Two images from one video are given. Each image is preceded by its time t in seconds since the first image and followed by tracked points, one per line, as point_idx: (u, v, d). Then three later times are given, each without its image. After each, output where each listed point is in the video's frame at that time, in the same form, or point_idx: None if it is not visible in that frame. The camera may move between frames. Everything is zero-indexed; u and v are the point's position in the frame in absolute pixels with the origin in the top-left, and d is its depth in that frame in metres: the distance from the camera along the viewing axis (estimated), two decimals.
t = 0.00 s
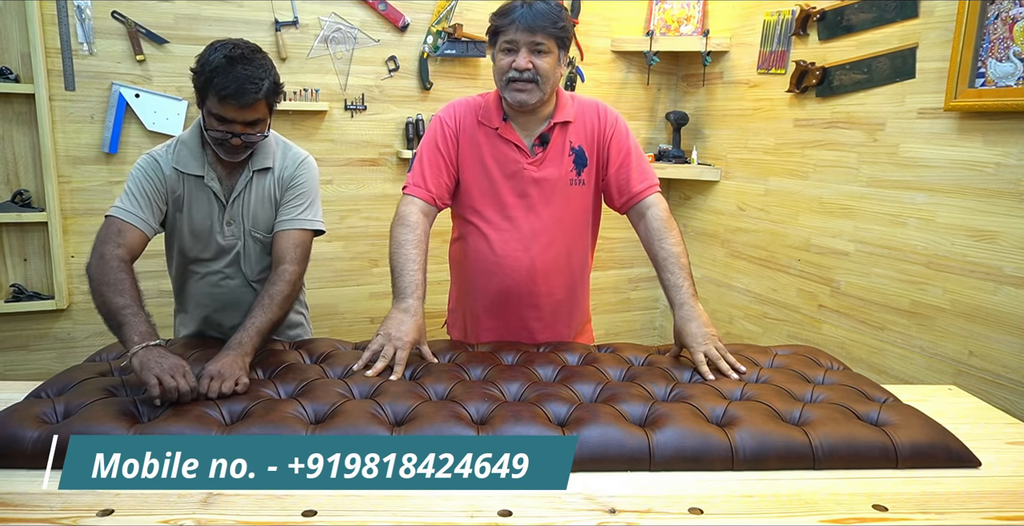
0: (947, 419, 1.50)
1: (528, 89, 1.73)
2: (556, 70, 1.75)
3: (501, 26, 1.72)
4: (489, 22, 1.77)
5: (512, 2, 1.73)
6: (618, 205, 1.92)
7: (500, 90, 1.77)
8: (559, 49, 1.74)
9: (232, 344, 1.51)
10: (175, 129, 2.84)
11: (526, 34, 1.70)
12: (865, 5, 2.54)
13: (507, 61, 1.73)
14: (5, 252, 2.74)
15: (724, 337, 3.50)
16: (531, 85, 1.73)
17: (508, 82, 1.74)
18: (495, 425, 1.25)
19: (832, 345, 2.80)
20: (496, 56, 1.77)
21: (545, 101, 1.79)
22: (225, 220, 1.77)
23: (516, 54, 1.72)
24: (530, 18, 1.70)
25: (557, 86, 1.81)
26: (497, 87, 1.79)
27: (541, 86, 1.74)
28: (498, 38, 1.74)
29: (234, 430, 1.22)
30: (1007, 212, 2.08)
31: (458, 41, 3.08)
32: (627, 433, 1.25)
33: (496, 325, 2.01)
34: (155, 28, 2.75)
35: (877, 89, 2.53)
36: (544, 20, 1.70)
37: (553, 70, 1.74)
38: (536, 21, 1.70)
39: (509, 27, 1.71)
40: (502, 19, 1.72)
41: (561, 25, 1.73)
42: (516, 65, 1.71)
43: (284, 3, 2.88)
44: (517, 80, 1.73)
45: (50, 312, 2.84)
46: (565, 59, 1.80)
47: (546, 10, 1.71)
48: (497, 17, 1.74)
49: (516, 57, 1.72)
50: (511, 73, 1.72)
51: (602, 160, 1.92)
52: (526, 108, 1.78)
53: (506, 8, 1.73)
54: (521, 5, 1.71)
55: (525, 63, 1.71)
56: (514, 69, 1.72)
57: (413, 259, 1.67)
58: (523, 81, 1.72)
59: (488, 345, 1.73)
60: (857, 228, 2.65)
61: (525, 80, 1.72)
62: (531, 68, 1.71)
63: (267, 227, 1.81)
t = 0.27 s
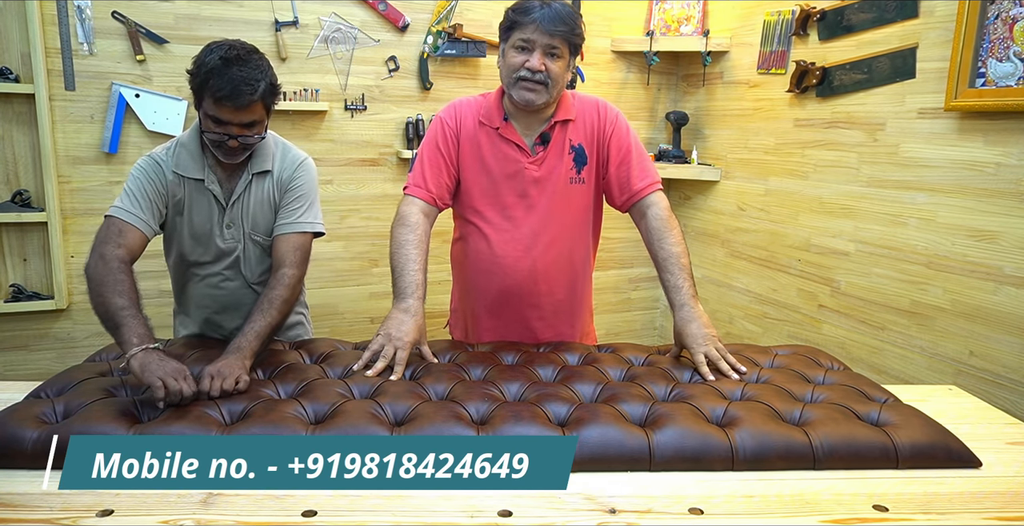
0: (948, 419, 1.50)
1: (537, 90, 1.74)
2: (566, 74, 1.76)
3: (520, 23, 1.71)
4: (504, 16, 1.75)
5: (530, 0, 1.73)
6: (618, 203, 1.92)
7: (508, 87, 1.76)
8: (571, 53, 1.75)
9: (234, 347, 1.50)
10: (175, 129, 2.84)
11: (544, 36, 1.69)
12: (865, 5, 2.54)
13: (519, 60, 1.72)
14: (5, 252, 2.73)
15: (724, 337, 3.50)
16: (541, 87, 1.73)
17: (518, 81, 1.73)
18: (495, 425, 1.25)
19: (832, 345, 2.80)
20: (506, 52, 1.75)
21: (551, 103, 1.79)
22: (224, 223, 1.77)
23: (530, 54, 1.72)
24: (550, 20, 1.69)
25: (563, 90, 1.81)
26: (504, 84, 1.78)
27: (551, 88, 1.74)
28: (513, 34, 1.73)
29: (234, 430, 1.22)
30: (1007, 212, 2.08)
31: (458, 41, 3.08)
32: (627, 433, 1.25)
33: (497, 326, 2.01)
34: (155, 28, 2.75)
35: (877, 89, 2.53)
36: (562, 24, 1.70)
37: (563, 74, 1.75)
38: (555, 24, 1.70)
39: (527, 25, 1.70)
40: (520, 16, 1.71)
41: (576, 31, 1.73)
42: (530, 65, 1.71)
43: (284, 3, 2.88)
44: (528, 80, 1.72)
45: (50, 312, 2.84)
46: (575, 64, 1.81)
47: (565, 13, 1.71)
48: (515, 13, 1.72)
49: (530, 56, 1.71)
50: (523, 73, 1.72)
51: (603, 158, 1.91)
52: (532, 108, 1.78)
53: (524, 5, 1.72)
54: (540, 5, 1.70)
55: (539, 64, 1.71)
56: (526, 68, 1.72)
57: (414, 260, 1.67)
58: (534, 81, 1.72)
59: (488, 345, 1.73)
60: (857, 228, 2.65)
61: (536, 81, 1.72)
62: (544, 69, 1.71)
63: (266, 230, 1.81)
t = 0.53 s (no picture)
0: (948, 419, 1.49)
1: (542, 91, 1.74)
2: (569, 74, 1.76)
3: (523, 24, 1.70)
4: (506, 16, 1.74)
5: (530, 1, 1.72)
6: (620, 202, 1.91)
7: (511, 89, 1.76)
8: (574, 54, 1.75)
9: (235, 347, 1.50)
10: (175, 128, 2.84)
11: (548, 38, 1.69)
12: (865, 5, 2.54)
13: (524, 62, 1.72)
14: (5, 252, 2.73)
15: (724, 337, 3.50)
16: (544, 89, 1.74)
17: (523, 83, 1.73)
18: (495, 425, 1.25)
19: (832, 345, 2.80)
20: (510, 54, 1.75)
21: (554, 104, 1.80)
22: (223, 224, 1.77)
23: (533, 55, 1.72)
24: (554, 21, 1.69)
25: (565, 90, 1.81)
26: (507, 85, 1.78)
27: (554, 90, 1.75)
28: (516, 35, 1.72)
29: (234, 430, 1.22)
30: (1007, 212, 2.08)
31: (458, 41, 3.08)
32: (627, 433, 1.24)
33: (498, 326, 2.01)
34: (154, 28, 2.75)
35: (877, 89, 2.53)
36: (566, 24, 1.70)
37: (566, 74, 1.75)
38: (559, 24, 1.69)
39: (532, 26, 1.69)
40: (523, 17, 1.70)
41: (579, 31, 1.73)
42: (534, 67, 1.71)
43: (284, 3, 2.88)
44: (532, 82, 1.72)
45: (50, 312, 2.84)
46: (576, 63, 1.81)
47: (568, 13, 1.71)
48: (517, 14, 1.72)
49: (534, 58, 1.71)
50: (527, 75, 1.72)
51: (603, 156, 1.91)
52: (538, 109, 1.78)
53: (526, 6, 1.71)
54: (543, 6, 1.70)
55: (543, 66, 1.71)
56: (531, 70, 1.72)
57: (415, 260, 1.67)
58: (540, 83, 1.72)
59: (489, 345, 1.73)
60: (857, 228, 2.65)
61: (541, 83, 1.73)
62: (549, 71, 1.71)
63: (265, 230, 1.81)
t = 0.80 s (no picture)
0: (947, 419, 1.50)
1: (550, 90, 1.74)
2: (575, 75, 1.76)
3: (534, 23, 1.70)
4: (515, 16, 1.74)
5: (539, 0, 1.72)
6: (620, 202, 1.91)
7: (519, 88, 1.75)
8: (580, 54, 1.76)
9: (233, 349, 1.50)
10: (175, 129, 2.84)
11: (559, 37, 1.69)
12: (865, 5, 2.54)
13: (533, 61, 1.71)
14: (5, 252, 2.74)
15: (724, 337, 3.50)
16: (552, 88, 1.74)
17: (531, 82, 1.73)
18: (495, 425, 1.25)
19: (832, 345, 2.81)
20: (518, 52, 1.74)
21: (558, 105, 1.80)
22: (222, 224, 1.78)
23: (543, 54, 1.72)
24: (564, 21, 1.69)
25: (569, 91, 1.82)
26: (515, 84, 1.76)
27: (562, 89, 1.75)
28: (525, 34, 1.72)
29: (234, 430, 1.22)
30: (1007, 212, 2.08)
31: (458, 41, 3.08)
32: (627, 433, 1.25)
33: (499, 326, 2.01)
34: (155, 28, 2.75)
35: (877, 89, 2.53)
36: (576, 25, 1.71)
37: (573, 75, 1.75)
38: (570, 24, 1.70)
39: (543, 25, 1.69)
40: (534, 16, 1.70)
41: (587, 32, 1.74)
42: (545, 65, 1.70)
43: (284, 3, 2.88)
44: (542, 80, 1.72)
45: (50, 312, 2.84)
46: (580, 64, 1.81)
47: (576, 14, 1.71)
48: (528, 13, 1.71)
49: (544, 57, 1.71)
50: (537, 73, 1.71)
51: (604, 156, 1.91)
52: (543, 109, 1.78)
53: (536, 6, 1.71)
54: (553, 6, 1.70)
55: (553, 64, 1.71)
56: (541, 68, 1.71)
57: (416, 260, 1.67)
58: (548, 83, 1.72)
59: (489, 345, 1.73)
60: (857, 228, 2.65)
61: (550, 82, 1.72)
62: (558, 69, 1.71)
63: (264, 231, 1.81)
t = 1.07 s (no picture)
0: (947, 419, 1.50)
1: (552, 97, 1.73)
2: (575, 77, 1.75)
3: (533, 32, 1.67)
4: (513, 22, 1.71)
5: (537, 5, 1.68)
6: (620, 202, 1.91)
7: (521, 95, 1.75)
8: (580, 57, 1.74)
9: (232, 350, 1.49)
10: (175, 128, 2.84)
11: (558, 45, 1.67)
12: (865, 5, 2.54)
13: (534, 70, 1.70)
14: (5, 252, 2.73)
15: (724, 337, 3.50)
16: (555, 94, 1.73)
17: (534, 90, 1.72)
18: (495, 425, 1.25)
19: (832, 345, 2.81)
20: (518, 60, 1.72)
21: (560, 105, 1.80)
22: (220, 224, 1.78)
23: (543, 62, 1.70)
24: (563, 28, 1.66)
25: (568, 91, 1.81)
26: (517, 92, 1.76)
27: (564, 93, 1.75)
28: (524, 42, 1.69)
29: (234, 430, 1.22)
30: (1007, 212, 2.08)
31: (458, 41, 3.08)
32: (627, 432, 1.25)
33: (500, 325, 2.01)
34: (155, 28, 2.75)
35: (877, 89, 2.53)
36: (575, 30, 1.68)
37: (573, 78, 1.75)
38: (569, 30, 1.67)
39: (542, 34, 1.66)
40: (532, 24, 1.67)
41: (586, 35, 1.71)
42: (546, 74, 1.69)
43: (284, 3, 2.88)
44: (545, 89, 1.72)
45: (50, 312, 2.84)
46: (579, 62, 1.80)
47: (575, 18, 1.68)
48: (526, 21, 1.68)
49: (545, 65, 1.70)
50: (540, 82, 1.71)
51: (605, 156, 1.91)
52: (546, 113, 1.78)
53: (534, 12, 1.68)
54: (551, 11, 1.66)
55: (554, 72, 1.70)
56: (542, 77, 1.70)
57: (416, 259, 1.67)
58: (551, 90, 1.72)
59: (489, 345, 1.73)
60: (857, 228, 2.65)
61: (552, 89, 1.72)
62: (559, 77, 1.71)
63: (263, 231, 1.81)
